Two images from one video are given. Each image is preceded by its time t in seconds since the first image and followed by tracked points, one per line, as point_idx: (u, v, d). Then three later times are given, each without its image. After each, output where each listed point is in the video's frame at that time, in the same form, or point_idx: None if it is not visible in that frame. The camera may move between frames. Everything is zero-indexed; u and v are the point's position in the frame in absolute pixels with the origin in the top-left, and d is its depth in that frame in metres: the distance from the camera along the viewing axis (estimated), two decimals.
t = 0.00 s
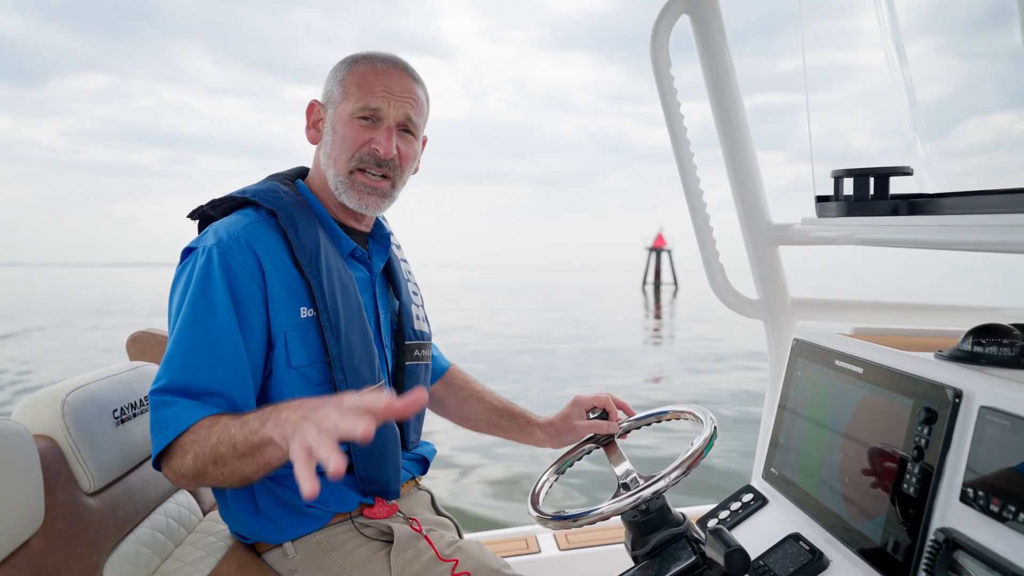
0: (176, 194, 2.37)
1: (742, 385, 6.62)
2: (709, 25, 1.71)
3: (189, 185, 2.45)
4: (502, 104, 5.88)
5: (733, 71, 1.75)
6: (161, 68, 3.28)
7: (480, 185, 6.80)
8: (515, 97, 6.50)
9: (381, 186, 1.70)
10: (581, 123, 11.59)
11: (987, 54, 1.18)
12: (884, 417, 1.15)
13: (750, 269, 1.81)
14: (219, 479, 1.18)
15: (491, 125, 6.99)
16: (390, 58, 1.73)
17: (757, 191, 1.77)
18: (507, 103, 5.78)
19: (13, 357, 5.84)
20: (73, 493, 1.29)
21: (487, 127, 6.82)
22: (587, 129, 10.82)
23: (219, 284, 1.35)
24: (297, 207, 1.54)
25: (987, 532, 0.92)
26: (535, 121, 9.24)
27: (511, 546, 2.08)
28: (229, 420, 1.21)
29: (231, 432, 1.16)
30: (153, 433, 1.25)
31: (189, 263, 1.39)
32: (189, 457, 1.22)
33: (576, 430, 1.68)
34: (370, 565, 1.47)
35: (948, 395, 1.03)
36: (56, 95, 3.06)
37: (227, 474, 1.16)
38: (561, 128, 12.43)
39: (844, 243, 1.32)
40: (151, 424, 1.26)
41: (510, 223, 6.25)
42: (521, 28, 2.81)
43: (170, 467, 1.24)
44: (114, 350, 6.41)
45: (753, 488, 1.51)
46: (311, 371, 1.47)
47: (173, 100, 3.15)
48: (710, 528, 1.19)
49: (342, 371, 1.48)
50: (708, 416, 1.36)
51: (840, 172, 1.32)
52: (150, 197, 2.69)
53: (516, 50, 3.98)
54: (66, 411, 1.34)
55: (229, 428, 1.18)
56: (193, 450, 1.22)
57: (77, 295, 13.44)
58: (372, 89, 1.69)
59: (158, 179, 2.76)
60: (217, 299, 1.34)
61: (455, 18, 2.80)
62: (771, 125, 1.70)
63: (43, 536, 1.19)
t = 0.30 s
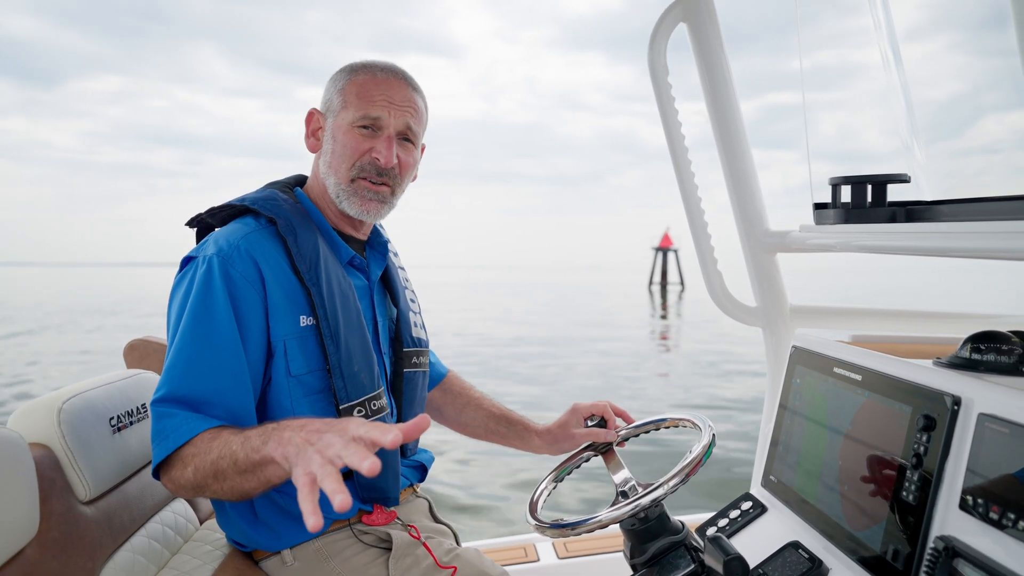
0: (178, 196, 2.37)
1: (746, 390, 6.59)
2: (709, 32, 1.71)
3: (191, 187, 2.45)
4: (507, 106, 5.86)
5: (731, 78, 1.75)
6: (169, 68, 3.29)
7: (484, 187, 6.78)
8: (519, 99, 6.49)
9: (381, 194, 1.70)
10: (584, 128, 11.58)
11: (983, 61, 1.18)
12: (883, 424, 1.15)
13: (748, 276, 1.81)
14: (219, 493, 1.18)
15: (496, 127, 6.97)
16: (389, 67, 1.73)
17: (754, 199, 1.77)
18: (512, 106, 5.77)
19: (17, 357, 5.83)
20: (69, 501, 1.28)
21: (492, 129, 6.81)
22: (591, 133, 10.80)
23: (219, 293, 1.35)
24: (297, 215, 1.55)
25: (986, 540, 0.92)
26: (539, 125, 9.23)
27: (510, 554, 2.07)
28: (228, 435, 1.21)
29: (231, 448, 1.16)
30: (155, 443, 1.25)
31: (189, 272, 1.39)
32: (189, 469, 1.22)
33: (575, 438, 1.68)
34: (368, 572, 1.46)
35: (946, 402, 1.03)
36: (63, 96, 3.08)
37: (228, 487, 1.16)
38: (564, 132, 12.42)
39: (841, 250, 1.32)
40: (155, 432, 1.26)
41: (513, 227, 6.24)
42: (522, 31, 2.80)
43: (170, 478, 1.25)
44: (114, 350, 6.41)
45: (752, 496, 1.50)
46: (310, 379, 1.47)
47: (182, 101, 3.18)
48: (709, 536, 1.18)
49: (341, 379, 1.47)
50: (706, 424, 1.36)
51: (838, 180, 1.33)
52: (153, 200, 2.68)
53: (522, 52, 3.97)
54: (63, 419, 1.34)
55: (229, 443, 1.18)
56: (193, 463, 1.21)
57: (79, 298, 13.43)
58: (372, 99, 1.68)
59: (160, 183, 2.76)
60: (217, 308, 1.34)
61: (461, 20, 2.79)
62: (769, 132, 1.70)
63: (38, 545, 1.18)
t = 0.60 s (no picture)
0: (177, 195, 2.36)
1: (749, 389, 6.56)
2: (706, 30, 1.70)
3: (190, 186, 2.43)
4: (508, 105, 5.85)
5: (729, 77, 1.75)
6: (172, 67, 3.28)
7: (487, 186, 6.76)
8: (523, 96, 6.46)
9: (382, 168, 1.72)
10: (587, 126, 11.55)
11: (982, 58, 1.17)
12: (883, 423, 1.14)
13: (746, 275, 1.80)
14: (246, 492, 1.24)
15: (500, 125, 6.95)
16: (329, 46, 1.71)
17: (753, 197, 1.77)
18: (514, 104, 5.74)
19: (20, 355, 5.82)
20: (62, 502, 1.28)
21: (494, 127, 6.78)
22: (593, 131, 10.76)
23: (228, 296, 1.35)
24: (299, 214, 1.53)
25: (985, 539, 0.91)
26: (541, 123, 9.21)
27: (508, 554, 2.06)
28: (243, 438, 1.25)
29: (252, 451, 1.21)
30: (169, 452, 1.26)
31: (196, 276, 1.38)
32: (209, 474, 1.24)
33: (572, 437, 1.67)
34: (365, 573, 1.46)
35: (944, 400, 1.02)
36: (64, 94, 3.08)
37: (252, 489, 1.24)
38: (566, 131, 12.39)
39: (840, 248, 1.31)
40: (171, 441, 1.27)
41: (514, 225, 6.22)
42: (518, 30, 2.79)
43: (188, 483, 1.27)
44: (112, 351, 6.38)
45: (751, 495, 1.50)
46: (314, 381, 1.46)
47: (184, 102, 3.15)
48: (706, 536, 1.18)
49: (346, 378, 1.47)
50: (704, 423, 1.35)
51: (837, 178, 1.32)
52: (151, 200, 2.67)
53: (525, 49, 3.93)
54: (56, 419, 1.33)
55: (246, 444, 1.23)
56: (212, 469, 1.24)
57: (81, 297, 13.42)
58: (332, 82, 1.67)
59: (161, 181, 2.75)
60: (226, 312, 1.34)
61: (463, 17, 2.75)
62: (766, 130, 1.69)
63: (30, 547, 1.17)
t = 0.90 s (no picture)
0: (175, 189, 2.35)
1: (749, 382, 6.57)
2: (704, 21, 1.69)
3: (189, 179, 2.43)
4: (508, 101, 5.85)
5: (728, 70, 1.74)
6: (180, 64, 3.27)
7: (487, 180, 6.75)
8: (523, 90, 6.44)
9: (383, 173, 1.70)
10: (588, 120, 11.53)
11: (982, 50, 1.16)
12: (880, 416, 1.14)
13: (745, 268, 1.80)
14: (263, 468, 1.25)
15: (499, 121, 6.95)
16: (331, 48, 1.66)
17: (751, 190, 1.76)
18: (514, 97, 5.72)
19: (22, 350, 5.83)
20: (59, 496, 1.27)
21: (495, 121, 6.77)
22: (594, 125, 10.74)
23: (220, 296, 1.35)
24: (288, 210, 1.52)
25: (982, 531, 0.91)
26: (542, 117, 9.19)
27: (506, 547, 2.07)
28: (249, 415, 1.26)
29: (259, 421, 1.22)
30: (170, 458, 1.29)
31: (186, 276, 1.38)
32: (221, 461, 1.25)
33: (570, 430, 1.67)
34: (363, 567, 1.46)
35: (942, 392, 1.02)
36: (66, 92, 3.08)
37: (277, 460, 1.24)
38: (567, 123, 12.39)
39: (839, 241, 1.31)
40: (171, 447, 1.29)
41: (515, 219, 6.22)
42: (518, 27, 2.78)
43: (200, 478, 1.28)
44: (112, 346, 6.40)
45: (748, 487, 1.50)
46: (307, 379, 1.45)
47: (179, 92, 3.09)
48: (704, 528, 1.18)
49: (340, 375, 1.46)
50: (702, 416, 1.35)
51: (835, 169, 1.32)
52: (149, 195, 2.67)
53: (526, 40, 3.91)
54: (52, 413, 1.32)
55: (253, 420, 1.24)
56: (224, 455, 1.25)
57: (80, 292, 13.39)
58: (334, 88, 1.64)
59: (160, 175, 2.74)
60: (217, 311, 1.34)
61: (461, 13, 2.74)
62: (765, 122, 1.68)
63: (28, 541, 1.17)
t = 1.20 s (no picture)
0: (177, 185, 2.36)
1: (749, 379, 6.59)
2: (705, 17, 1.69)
3: (192, 175, 2.43)
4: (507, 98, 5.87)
5: (726, 65, 1.74)
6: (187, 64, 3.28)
7: (489, 176, 6.76)
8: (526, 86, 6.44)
9: (371, 169, 1.70)
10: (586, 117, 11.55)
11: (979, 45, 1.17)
12: (877, 412, 1.15)
13: (743, 264, 1.80)
14: (255, 486, 1.29)
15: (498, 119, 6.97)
16: (334, 35, 1.66)
17: (750, 185, 1.76)
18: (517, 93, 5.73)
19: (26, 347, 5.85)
20: (62, 490, 1.28)
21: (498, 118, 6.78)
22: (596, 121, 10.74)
23: (209, 302, 1.35)
24: (282, 210, 1.52)
25: (979, 522, 0.92)
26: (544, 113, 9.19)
27: (505, 541, 2.08)
28: (246, 436, 1.28)
29: (260, 447, 1.25)
30: (161, 462, 1.27)
31: (177, 279, 1.39)
32: (212, 476, 1.27)
33: (570, 424, 1.67)
34: (362, 562, 1.46)
35: (940, 385, 1.03)
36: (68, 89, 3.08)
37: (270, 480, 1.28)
38: (569, 121, 12.38)
39: (837, 236, 1.31)
40: (162, 452, 1.28)
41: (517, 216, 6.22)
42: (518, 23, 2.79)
43: (186, 485, 1.29)
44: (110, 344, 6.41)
45: (747, 481, 1.51)
46: (303, 382, 1.47)
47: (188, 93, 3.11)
48: (703, 521, 1.19)
49: (334, 379, 1.47)
50: (701, 410, 1.36)
51: (834, 164, 1.33)
52: (146, 192, 2.67)
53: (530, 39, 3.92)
54: (55, 408, 1.33)
55: (252, 440, 1.27)
56: (216, 471, 1.27)
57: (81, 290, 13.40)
58: (330, 76, 1.64)
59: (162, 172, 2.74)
60: (206, 317, 1.34)
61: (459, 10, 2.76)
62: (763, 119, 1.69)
63: (32, 534, 1.18)
